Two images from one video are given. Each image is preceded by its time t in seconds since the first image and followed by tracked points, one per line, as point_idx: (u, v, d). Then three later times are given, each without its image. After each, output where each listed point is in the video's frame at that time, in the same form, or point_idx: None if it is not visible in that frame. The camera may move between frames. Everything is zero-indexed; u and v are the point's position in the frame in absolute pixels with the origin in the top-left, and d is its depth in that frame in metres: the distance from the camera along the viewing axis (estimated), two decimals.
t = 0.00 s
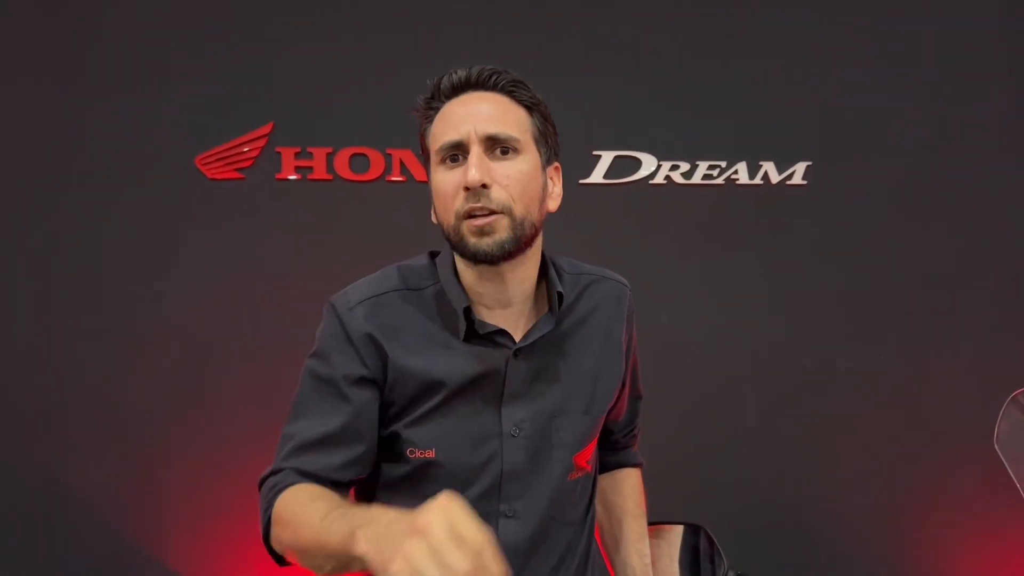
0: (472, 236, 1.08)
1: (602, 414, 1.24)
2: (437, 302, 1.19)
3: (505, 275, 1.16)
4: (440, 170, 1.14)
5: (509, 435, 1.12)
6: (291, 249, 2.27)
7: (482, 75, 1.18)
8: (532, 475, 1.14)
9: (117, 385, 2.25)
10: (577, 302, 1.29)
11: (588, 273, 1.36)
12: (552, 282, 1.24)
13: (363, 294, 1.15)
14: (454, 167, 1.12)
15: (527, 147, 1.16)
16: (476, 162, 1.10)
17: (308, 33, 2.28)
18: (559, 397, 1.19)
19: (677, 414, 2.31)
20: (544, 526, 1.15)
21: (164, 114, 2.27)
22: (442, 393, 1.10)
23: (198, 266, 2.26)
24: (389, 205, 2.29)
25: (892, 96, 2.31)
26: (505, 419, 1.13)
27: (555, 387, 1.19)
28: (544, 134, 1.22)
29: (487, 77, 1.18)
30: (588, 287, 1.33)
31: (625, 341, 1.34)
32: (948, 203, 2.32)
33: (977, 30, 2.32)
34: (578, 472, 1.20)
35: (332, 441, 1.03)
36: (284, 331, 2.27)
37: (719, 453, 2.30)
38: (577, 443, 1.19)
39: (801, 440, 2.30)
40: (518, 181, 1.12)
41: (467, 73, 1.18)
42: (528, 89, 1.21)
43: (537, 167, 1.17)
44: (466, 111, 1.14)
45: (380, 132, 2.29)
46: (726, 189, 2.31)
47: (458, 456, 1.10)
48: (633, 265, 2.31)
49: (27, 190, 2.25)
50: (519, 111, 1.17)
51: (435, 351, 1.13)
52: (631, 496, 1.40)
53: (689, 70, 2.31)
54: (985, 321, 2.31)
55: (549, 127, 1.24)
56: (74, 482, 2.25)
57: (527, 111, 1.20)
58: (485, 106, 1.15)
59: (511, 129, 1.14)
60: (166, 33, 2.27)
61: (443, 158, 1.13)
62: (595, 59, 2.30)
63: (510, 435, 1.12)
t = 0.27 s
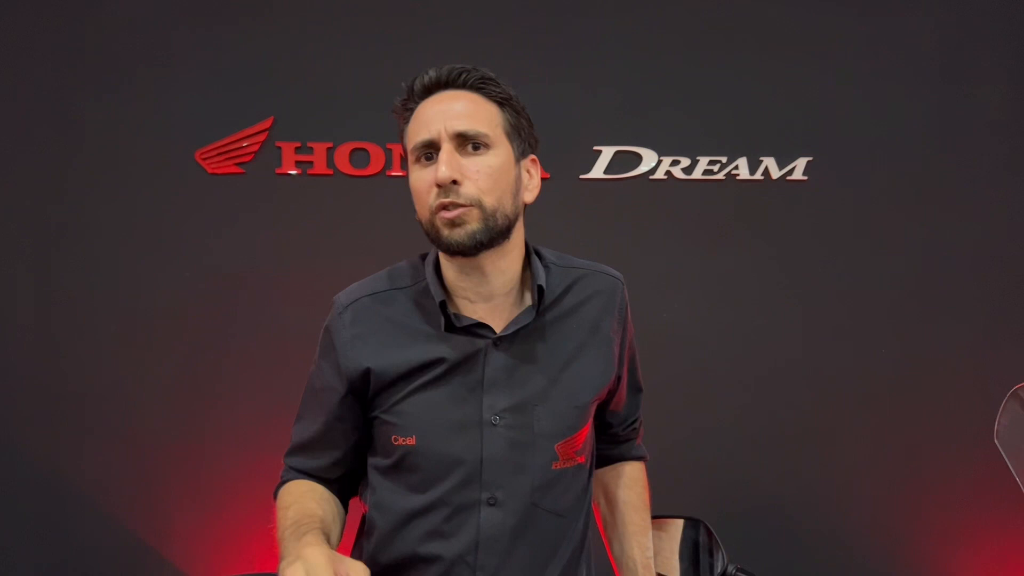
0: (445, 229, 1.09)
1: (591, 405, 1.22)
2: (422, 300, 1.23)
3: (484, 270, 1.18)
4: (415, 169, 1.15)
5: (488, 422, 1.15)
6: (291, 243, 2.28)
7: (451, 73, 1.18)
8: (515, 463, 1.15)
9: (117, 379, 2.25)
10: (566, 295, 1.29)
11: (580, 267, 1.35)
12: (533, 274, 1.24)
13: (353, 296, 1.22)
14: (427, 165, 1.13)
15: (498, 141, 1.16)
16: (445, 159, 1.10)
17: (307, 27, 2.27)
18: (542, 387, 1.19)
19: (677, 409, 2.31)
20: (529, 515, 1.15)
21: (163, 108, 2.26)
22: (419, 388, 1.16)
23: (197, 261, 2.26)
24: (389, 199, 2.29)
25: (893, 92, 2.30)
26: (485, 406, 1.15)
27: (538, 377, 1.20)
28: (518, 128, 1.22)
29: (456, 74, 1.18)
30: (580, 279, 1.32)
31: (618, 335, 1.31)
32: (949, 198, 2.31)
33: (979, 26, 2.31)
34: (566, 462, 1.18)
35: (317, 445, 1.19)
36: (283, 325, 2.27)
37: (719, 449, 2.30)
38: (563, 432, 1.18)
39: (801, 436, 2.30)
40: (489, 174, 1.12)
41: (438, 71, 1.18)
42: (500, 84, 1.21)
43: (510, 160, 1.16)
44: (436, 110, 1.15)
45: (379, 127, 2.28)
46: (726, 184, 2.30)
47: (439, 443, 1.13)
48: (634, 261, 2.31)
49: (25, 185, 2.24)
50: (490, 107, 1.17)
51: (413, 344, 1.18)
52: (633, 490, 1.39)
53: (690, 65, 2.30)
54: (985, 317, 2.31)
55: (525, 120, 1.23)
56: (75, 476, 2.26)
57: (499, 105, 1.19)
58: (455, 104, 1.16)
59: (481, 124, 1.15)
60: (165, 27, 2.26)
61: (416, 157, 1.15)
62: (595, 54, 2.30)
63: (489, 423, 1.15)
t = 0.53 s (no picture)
0: (438, 226, 1.09)
1: (581, 399, 1.22)
2: (415, 300, 1.23)
3: (475, 267, 1.17)
4: (406, 167, 1.15)
5: (480, 418, 1.15)
6: (293, 240, 2.28)
7: (442, 75, 1.19)
8: (506, 457, 1.15)
9: (118, 375, 2.26)
10: (555, 290, 1.29)
11: (569, 263, 1.35)
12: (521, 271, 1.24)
13: (347, 297, 1.24)
14: (419, 163, 1.13)
15: (489, 140, 1.16)
16: (437, 155, 1.11)
17: (309, 24, 2.27)
18: (532, 382, 1.20)
19: (677, 407, 2.30)
20: (521, 508, 1.15)
21: (165, 104, 2.26)
22: (412, 385, 1.16)
23: (199, 257, 2.27)
24: (390, 197, 2.29)
25: (896, 89, 2.30)
26: (476, 401, 1.16)
27: (528, 372, 1.20)
28: (507, 129, 1.22)
29: (447, 76, 1.20)
30: (568, 275, 1.32)
31: (606, 331, 1.31)
32: (952, 197, 2.30)
33: (982, 24, 2.31)
34: (557, 455, 1.18)
35: (314, 444, 1.20)
36: (283, 322, 2.28)
37: (719, 446, 2.30)
38: (554, 425, 1.18)
39: (802, 434, 2.30)
40: (480, 171, 1.12)
41: (428, 73, 1.19)
42: (489, 86, 1.22)
43: (500, 159, 1.17)
44: (427, 110, 1.16)
45: (381, 124, 2.28)
46: (728, 182, 2.30)
47: (431, 438, 1.14)
48: (635, 259, 2.31)
49: (28, 180, 2.25)
50: (479, 108, 1.18)
51: (405, 344, 1.18)
52: (632, 486, 1.40)
53: (692, 62, 2.29)
54: (988, 316, 2.30)
55: (513, 121, 1.24)
56: (76, 471, 2.27)
57: (489, 106, 1.21)
58: (446, 104, 1.17)
59: (471, 124, 1.16)
60: (167, 23, 2.27)
61: (408, 155, 1.15)
62: (597, 51, 2.29)
63: (481, 418, 1.15)
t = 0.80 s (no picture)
0: (445, 226, 1.09)
1: (583, 397, 1.22)
2: (418, 298, 1.23)
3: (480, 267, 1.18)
4: (415, 165, 1.15)
5: (482, 417, 1.15)
6: (297, 238, 2.29)
7: (451, 75, 1.19)
8: (508, 455, 1.15)
9: (123, 373, 2.27)
10: (555, 290, 1.29)
11: (569, 262, 1.35)
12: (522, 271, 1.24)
13: (350, 296, 1.23)
14: (428, 162, 1.13)
15: (497, 141, 1.17)
16: (446, 155, 1.11)
17: (313, 23, 2.28)
18: (535, 381, 1.20)
19: (680, 404, 2.30)
20: (524, 506, 1.15)
21: (170, 103, 2.27)
22: (416, 384, 1.16)
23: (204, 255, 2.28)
24: (394, 195, 2.29)
25: (902, 87, 2.29)
26: (479, 402, 1.16)
27: (530, 372, 1.20)
28: (514, 130, 1.23)
29: (456, 77, 1.20)
30: (570, 273, 1.33)
31: (607, 328, 1.31)
32: (958, 196, 2.29)
33: (989, 22, 2.30)
34: (559, 454, 1.19)
35: (318, 442, 1.21)
36: (287, 321, 2.29)
37: (722, 444, 2.30)
38: (557, 423, 1.18)
39: (805, 432, 2.30)
40: (489, 172, 1.12)
41: (437, 72, 1.19)
42: (497, 87, 1.22)
43: (508, 160, 1.17)
44: (436, 109, 1.16)
45: (385, 123, 2.29)
46: (732, 180, 2.30)
47: (435, 438, 1.14)
48: (639, 257, 2.31)
49: (34, 178, 2.26)
50: (488, 108, 1.18)
51: (409, 343, 1.18)
52: (636, 485, 1.40)
53: (697, 60, 2.29)
54: (993, 315, 2.30)
55: (520, 123, 1.25)
56: (82, 468, 2.28)
57: (497, 107, 1.21)
58: (455, 103, 1.17)
59: (481, 125, 1.16)
60: (172, 22, 2.27)
61: (416, 154, 1.15)
62: (601, 49, 2.29)
63: (484, 418, 1.16)
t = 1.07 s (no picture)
0: (453, 229, 1.09)
1: (586, 395, 1.22)
2: (420, 297, 1.23)
3: (484, 268, 1.18)
4: (421, 164, 1.15)
5: (486, 415, 1.15)
6: (301, 237, 2.29)
7: (461, 74, 1.19)
8: (511, 453, 1.15)
9: (127, 371, 2.28)
10: (557, 289, 1.29)
11: (571, 260, 1.35)
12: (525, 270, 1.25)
13: (354, 292, 1.23)
14: (435, 161, 1.13)
15: (505, 144, 1.17)
16: (455, 156, 1.11)
17: (317, 21, 2.28)
18: (538, 379, 1.20)
19: (682, 404, 2.30)
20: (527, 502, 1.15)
21: (174, 101, 2.27)
22: (420, 382, 1.16)
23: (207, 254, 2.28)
24: (396, 194, 2.30)
25: (906, 86, 2.28)
26: (482, 399, 1.16)
27: (533, 370, 1.20)
28: (521, 131, 1.23)
29: (466, 76, 1.19)
30: (572, 272, 1.33)
31: (609, 325, 1.31)
32: (962, 195, 2.29)
33: (994, 21, 2.29)
34: (561, 451, 1.19)
35: (323, 437, 1.21)
36: (291, 319, 2.29)
37: (724, 443, 2.30)
38: (560, 421, 1.18)
39: (808, 432, 2.29)
40: (497, 174, 1.12)
41: (446, 70, 1.19)
42: (506, 88, 1.22)
43: (515, 162, 1.17)
44: (445, 108, 1.16)
45: (388, 122, 2.29)
46: (736, 180, 2.29)
47: (438, 435, 1.14)
48: (642, 257, 2.30)
49: (38, 176, 2.27)
50: (496, 109, 1.18)
51: (413, 341, 1.18)
52: (638, 484, 1.39)
53: (700, 59, 2.28)
54: (997, 317, 2.29)
55: (527, 125, 1.25)
56: (85, 465, 2.29)
57: (506, 108, 1.21)
58: (465, 102, 1.16)
59: (490, 126, 1.16)
60: (176, 20, 2.27)
61: (424, 152, 1.14)
62: (605, 48, 2.29)
63: (487, 416, 1.15)
